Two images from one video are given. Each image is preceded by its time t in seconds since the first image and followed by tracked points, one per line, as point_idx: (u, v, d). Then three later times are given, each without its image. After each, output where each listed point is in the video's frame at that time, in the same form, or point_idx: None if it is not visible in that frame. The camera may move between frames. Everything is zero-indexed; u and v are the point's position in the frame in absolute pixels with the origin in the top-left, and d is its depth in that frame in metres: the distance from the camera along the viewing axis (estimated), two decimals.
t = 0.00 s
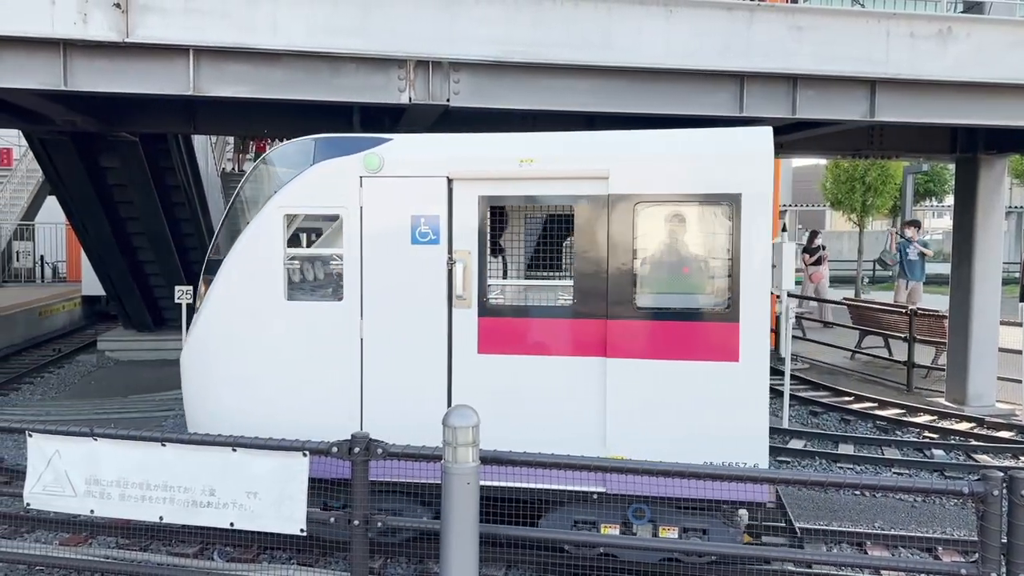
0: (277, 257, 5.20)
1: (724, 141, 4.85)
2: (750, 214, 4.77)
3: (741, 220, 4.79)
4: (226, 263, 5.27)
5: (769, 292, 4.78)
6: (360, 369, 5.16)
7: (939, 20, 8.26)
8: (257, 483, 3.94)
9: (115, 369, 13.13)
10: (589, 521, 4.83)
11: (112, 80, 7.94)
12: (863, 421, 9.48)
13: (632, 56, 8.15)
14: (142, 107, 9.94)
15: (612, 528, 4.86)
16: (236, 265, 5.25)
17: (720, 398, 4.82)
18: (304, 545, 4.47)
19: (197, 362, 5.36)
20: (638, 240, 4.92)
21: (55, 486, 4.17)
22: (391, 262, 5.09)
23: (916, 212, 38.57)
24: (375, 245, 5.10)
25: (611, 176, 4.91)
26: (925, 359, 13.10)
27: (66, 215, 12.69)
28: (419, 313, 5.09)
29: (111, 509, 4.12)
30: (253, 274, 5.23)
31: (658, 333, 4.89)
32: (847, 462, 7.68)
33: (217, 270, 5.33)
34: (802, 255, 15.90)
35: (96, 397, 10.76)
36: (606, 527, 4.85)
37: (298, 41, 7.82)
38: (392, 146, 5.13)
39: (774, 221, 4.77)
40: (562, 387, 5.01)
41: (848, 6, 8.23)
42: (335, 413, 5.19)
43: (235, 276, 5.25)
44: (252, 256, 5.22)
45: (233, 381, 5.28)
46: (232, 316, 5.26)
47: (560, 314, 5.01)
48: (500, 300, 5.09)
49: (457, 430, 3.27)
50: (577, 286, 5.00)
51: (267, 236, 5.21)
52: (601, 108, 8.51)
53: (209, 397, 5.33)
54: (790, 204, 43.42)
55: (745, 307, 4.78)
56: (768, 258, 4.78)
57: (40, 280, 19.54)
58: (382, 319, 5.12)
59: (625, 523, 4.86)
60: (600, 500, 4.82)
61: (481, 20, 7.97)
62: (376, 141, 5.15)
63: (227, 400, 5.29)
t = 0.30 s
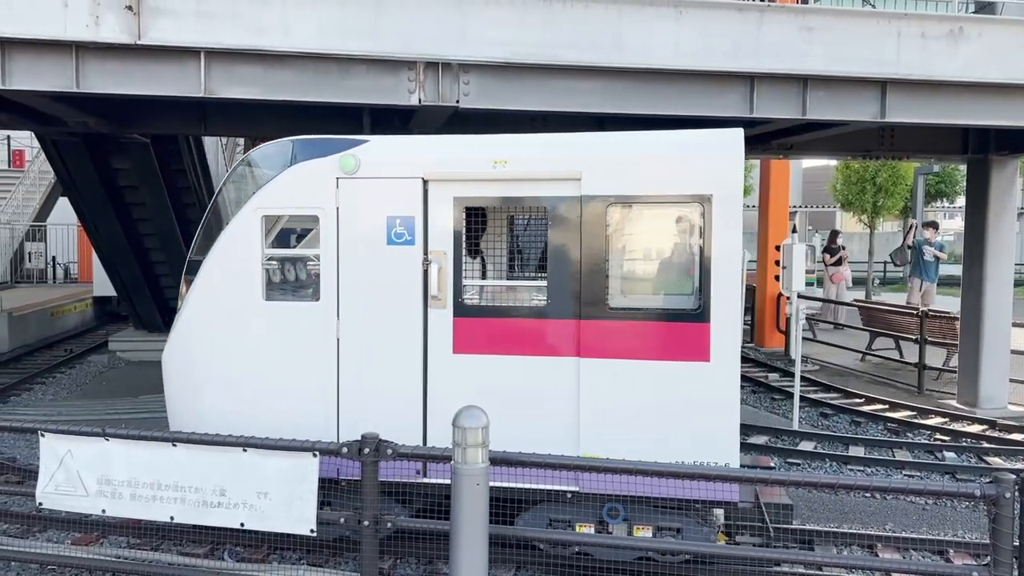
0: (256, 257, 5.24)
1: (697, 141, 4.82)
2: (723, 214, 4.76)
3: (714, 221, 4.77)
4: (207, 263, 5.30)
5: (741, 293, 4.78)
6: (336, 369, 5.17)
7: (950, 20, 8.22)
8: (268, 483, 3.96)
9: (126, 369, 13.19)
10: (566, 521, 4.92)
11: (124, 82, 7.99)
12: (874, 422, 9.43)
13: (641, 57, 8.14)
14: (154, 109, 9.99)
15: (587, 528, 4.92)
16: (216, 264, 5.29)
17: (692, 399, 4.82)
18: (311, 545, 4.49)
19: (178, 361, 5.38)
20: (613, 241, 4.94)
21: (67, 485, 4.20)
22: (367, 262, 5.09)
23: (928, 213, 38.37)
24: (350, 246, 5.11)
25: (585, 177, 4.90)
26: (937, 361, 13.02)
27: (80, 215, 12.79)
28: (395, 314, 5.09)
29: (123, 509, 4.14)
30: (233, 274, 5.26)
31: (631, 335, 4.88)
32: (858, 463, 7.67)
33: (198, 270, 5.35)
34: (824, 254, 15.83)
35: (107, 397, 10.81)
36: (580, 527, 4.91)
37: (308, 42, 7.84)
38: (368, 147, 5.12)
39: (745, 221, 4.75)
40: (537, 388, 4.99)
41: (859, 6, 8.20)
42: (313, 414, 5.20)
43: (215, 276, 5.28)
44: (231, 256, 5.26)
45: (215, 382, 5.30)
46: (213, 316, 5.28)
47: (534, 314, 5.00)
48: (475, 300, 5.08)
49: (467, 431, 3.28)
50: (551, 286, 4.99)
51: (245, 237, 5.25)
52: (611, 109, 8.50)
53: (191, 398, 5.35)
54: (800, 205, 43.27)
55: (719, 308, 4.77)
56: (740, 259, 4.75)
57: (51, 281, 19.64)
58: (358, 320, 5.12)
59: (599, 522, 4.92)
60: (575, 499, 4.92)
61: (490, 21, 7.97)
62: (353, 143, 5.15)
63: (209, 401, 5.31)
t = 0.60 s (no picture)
0: (233, 257, 5.30)
1: (671, 144, 4.88)
2: (691, 215, 4.83)
3: (682, 222, 4.85)
4: (187, 263, 5.37)
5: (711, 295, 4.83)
6: (312, 369, 5.24)
7: (960, 21, 8.19)
8: (277, 483, 3.97)
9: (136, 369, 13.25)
10: (539, 520, 4.92)
11: (135, 85, 8.03)
12: (883, 424, 9.40)
13: (650, 59, 8.14)
14: (163, 111, 10.03)
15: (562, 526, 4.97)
16: (196, 264, 5.36)
17: (663, 398, 4.88)
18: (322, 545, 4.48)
19: (159, 361, 5.45)
20: (585, 241, 4.99)
21: (77, 485, 4.22)
22: (343, 264, 5.16)
23: (936, 214, 38.27)
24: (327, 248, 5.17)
25: (557, 179, 4.96)
26: (946, 363, 12.96)
27: (88, 220, 12.81)
28: (369, 314, 5.15)
29: (132, 509, 4.17)
30: (212, 275, 5.33)
31: (602, 335, 4.94)
32: (867, 466, 7.68)
33: (178, 270, 5.42)
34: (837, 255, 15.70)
35: (118, 398, 10.87)
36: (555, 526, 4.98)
37: (317, 45, 7.87)
38: (345, 149, 5.20)
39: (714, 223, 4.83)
40: (510, 387, 5.05)
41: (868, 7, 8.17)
42: (291, 414, 5.26)
43: (194, 277, 5.36)
44: (210, 257, 5.33)
45: (197, 382, 5.37)
46: (193, 316, 5.35)
47: (507, 313, 5.06)
48: (450, 300, 5.15)
49: (476, 432, 3.28)
50: (524, 286, 5.06)
51: (224, 238, 5.32)
52: (619, 110, 8.50)
53: (173, 397, 5.41)
54: (809, 207, 43.17)
55: (687, 307, 4.84)
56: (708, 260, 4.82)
57: (61, 283, 19.67)
58: (334, 320, 5.19)
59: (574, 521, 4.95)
60: (548, 498, 4.96)
61: (498, 23, 7.98)
62: (329, 145, 5.23)
63: (191, 401, 5.38)
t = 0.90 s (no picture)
0: (212, 258, 5.35)
1: (646, 147, 4.94)
2: (661, 216, 4.89)
3: (652, 223, 4.90)
4: (167, 264, 5.42)
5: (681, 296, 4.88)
6: (288, 369, 5.28)
7: (970, 22, 8.15)
8: (286, 483, 3.98)
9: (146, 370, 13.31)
10: (516, 519, 4.97)
11: (144, 86, 8.07)
12: (892, 427, 9.35)
13: (658, 60, 8.14)
14: (173, 113, 10.08)
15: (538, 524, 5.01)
16: (176, 265, 5.41)
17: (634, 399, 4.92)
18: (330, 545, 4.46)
19: (139, 362, 5.49)
20: (558, 242, 5.04)
21: (87, 485, 4.25)
22: (319, 265, 5.21)
23: (946, 215, 38.12)
24: (303, 249, 5.22)
25: (529, 180, 5.01)
26: (956, 365, 12.90)
27: (98, 222, 12.84)
28: (346, 314, 5.19)
29: (142, 508, 4.19)
30: (192, 275, 5.38)
31: (575, 335, 4.98)
32: (876, 468, 7.66)
33: (159, 270, 5.48)
34: (848, 258, 15.62)
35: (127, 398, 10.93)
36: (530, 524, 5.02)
37: (326, 47, 7.90)
38: (322, 151, 5.25)
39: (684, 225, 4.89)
40: (506, 390, 5.10)
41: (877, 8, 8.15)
42: (270, 414, 5.31)
43: (172, 278, 5.40)
44: (188, 259, 5.39)
45: (179, 382, 5.41)
46: (174, 316, 5.40)
47: (482, 313, 5.11)
48: (426, 301, 5.19)
49: (483, 433, 3.30)
50: (497, 287, 5.10)
51: (202, 239, 5.37)
52: (628, 111, 8.50)
53: (155, 397, 5.45)
54: (818, 209, 43.07)
55: (658, 307, 4.88)
56: (679, 260, 4.88)
57: (72, 284, 19.72)
58: (310, 321, 5.23)
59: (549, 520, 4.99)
60: (523, 498, 5.00)
61: (507, 24, 7.99)
62: (306, 147, 5.28)
63: (173, 401, 5.42)
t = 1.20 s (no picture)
0: (194, 259, 5.47)
1: (619, 148, 5.00)
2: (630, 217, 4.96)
3: (622, 223, 4.97)
4: (149, 266, 5.54)
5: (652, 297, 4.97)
6: (267, 367, 5.40)
7: (981, 21, 8.11)
8: (295, 483, 4.00)
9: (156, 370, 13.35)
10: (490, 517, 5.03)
11: (154, 87, 8.10)
12: (902, 428, 9.32)
13: (667, 61, 8.13)
14: (182, 114, 10.11)
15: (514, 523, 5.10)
16: (158, 267, 5.52)
17: (605, 398, 5.00)
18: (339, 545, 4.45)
19: (123, 363, 5.61)
20: (530, 242, 5.12)
21: (97, 485, 4.27)
22: (298, 265, 5.32)
23: (956, 216, 37.96)
24: (281, 249, 5.33)
25: (502, 182, 5.11)
26: (966, 367, 12.86)
27: (108, 223, 12.74)
28: (325, 314, 5.30)
29: (153, 508, 4.21)
30: (175, 276, 5.50)
31: (547, 334, 5.07)
32: (887, 469, 7.62)
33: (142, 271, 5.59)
34: (858, 258, 15.54)
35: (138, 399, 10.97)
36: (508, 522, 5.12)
37: (334, 48, 7.91)
38: (299, 153, 5.36)
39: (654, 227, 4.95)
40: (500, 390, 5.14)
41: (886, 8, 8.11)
42: (250, 414, 5.43)
43: (154, 280, 5.52)
44: (169, 260, 5.50)
45: (161, 383, 5.52)
46: (156, 317, 5.52)
47: (457, 313, 5.23)
48: (402, 301, 5.30)
49: (491, 434, 3.29)
50: (472, 288, 5.22)
51: (184, 240, 5.49)
52: (637, 112, 8.49)
53: (138, 398, 5.56)
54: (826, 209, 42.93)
55: (627, 305, 4.95)
56: (649, 259, 4.95)
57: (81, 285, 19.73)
58: (288, 320, 5.35)
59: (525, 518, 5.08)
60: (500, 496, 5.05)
61: (515, 26, 7.99)
62: (284, 148, 5.38)
63: (155, 402, 5.53)
